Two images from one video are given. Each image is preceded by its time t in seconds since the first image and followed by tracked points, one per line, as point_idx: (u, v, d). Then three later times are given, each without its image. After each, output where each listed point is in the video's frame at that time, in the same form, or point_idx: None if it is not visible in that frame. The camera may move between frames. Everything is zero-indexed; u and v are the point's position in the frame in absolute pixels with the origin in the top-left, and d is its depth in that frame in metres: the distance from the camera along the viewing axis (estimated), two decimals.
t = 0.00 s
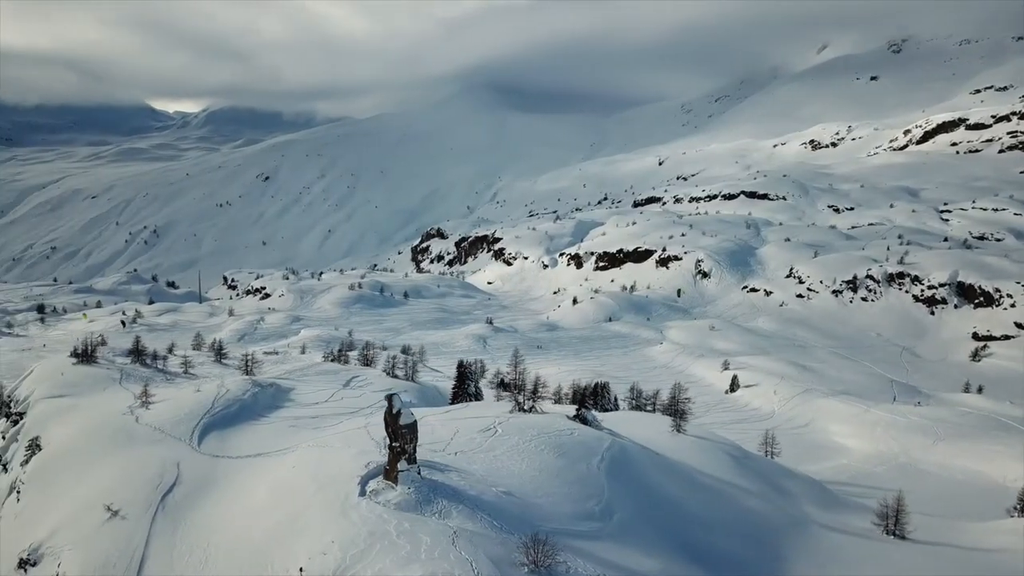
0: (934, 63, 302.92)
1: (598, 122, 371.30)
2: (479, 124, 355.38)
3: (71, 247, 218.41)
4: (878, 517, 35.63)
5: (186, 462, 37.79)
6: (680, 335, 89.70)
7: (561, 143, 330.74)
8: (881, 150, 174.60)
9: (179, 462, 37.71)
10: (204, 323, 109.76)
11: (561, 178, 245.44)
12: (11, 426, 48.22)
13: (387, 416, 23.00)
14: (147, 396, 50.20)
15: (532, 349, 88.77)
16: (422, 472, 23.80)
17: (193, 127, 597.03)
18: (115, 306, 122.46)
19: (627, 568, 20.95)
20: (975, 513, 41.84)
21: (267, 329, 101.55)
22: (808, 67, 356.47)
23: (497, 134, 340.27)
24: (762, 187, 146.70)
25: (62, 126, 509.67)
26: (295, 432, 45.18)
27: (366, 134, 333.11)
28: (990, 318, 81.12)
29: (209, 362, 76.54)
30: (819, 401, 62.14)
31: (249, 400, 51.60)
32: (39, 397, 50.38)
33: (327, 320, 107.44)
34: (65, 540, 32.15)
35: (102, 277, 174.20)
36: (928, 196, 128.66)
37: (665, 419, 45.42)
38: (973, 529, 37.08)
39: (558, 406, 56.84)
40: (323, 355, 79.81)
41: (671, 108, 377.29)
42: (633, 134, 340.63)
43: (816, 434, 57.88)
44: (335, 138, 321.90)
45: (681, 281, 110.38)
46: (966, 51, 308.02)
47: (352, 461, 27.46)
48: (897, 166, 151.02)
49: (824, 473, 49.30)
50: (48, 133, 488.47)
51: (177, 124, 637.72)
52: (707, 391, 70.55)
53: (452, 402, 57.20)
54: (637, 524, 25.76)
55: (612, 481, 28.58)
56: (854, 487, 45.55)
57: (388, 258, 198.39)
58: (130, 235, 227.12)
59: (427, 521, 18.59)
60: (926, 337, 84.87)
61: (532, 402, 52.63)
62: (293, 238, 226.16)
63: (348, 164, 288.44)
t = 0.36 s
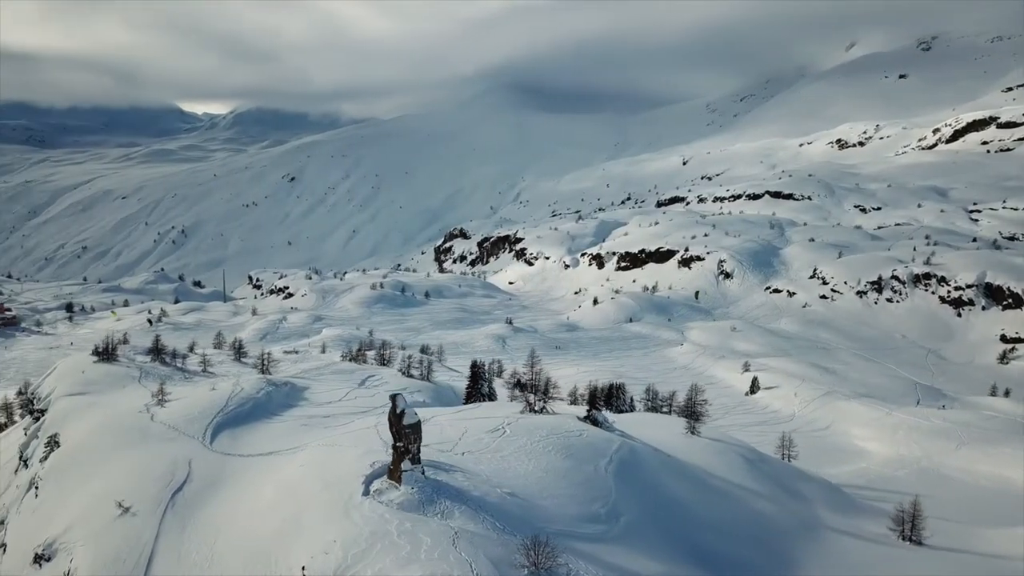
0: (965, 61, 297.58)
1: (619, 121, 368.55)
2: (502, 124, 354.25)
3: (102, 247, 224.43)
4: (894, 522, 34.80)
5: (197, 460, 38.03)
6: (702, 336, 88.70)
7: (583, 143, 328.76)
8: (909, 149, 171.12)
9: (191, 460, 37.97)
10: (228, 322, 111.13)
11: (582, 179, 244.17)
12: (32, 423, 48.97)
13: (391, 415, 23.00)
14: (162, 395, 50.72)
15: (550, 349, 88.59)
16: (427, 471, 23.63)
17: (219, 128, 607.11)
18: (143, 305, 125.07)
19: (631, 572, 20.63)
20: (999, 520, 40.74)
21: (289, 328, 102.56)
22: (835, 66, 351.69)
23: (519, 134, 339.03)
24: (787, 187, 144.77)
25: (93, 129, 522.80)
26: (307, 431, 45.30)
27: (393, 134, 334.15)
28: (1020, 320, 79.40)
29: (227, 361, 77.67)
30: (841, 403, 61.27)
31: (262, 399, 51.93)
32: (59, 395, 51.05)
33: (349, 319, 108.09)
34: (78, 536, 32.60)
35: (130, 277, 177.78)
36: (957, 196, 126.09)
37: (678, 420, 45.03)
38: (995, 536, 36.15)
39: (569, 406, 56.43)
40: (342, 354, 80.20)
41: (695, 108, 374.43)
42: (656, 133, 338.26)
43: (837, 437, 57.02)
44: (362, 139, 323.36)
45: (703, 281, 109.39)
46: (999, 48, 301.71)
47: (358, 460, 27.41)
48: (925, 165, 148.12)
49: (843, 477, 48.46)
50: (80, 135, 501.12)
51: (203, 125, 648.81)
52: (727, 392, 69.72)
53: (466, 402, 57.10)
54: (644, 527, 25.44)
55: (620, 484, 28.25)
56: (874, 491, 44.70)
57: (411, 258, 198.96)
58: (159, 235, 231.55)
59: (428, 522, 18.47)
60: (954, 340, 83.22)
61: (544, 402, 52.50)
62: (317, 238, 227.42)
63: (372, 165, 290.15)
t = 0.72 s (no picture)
0: (998, 58, 290.74)
1: (640, 120, 365.48)
2: (525, 124, 353.06)
3: (133, 246, 230.01)
4: (910, 526, 34.01)
5: (209, 458, 38.25)
6: (722, 338, 87.92)
7: (604, 143, 326.24)
8: (937, 148, 167.51)
9: (202, 458, 38.20)
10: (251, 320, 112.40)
11: (603, 179, 242.73)
12: (53, 420, 49.87)
13: (395, 415, 22.88)
14: (178, 393, 51.24)
15: (570, 350, 88.30)
16: (431, 471, 23.55)
17: (243, 129, 616.40)
18: (167, 304, 127.27)
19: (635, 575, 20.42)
20: None
21: (310, 327, 103.43)
22: (862, 65, 346.36)
23: (540, 134, 337.64)
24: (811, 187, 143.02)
25: (122, 130, 534.95)
26: (318, 429, 45.48)
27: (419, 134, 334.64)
28: None
29: (246, 360, 78.42)
30: (863, 405, 60.39)
31: (276, 398, 52.23)
32: (79, 392, 51.84)
33: (370, 319, 108.70)
34: (91, 532, 33.05)
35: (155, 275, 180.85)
36: (987, 195, 123.12)
37: (687, 421, 44.71)
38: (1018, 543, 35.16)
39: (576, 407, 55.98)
40: (359, 354, 80.61)
41: (719, 108, 370.88)
42: (679, 133, 335.23)
43: (857, 441, 56.11)
44: (388, 139, 323.99)
45: (725, 281, 108.62)
46: None
47: (366, 460, 27.41)
48: (954, 164, 145.01)
49: (862, 480, 47.65)
50: (109, 136, 512.68)
51: (226, 126, 659.01)
52: (746, 394, 69.03)
53: (478, 402, 57.15)
54: (651, 530, 25.12)
55: (629, 486, 27.90)
56: (896, 496, 43.81)
57: (434, 258, 199.32)
58: (185, 235, 235.11)
59: (430, 522, 18.39)
60: (980, 342, 80.69)
61: (553, 403, 52.17)
62: (342, 239, 228.51)
63: (396, 165, 290.46)
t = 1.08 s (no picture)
0: None
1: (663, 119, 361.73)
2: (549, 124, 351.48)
3: (161, 246, 234.43)
4: (928, 532, 33.27)
5: (221, 456, 38.42)
6: (744, 338, 86.90)
7: (629, 142, 322.14)
8: (969, 146, 162.97)
9: (215, 455, 38.42)
10: (275, 319, 113.53)
11: (626, 179, 240.52)
12: (74, 417, 50.77)
13: (400, 415, 22.74)
14: (195, 390, 51.77)
15: (590, 350, 87.90)
16: (436, 471, 23.49)
17: (268, 129, 622.38)
18: (193, 303, 129.34)
19: None
20: None
21: (333, 326, 104.14)
22: (892, 62, 339.01)
23: (563, 133, 334.82)
24: (838, 186, 140.68)
25: (152, 130, 545.38)
26: (331, 428, 45.54)
27: (444, 134, 333.35)
28: None
29: (265, 358, 79.23)
30: (887, 408, 59.19)
31: (290, 396, 52.46)
32: (100, 390, 52.72)
33: (392, 318, 109.21)
34: (105, 528, 33.54)
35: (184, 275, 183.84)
36: (1021, 195, 119.86)
37: (703, 423, 44.22)
38: None
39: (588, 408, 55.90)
40: (379, 353, 81.23)
41: (745, 107, 366.03)
42: (704, 132, 331.23)
43: (879, 445, 55.09)
44: (413, 139, 323.57)
45: (748, 281, 106.79)
46: None
47: (373, 459, 27.45)
48: (986, 163, 141.43)
49: (883, 484, 46.79)
50: (136, 137, 522.90)
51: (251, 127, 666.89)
52: (766, 395, 68.19)
53: (493, 402, 57.08)
54: (659, 532, 24.92)
55: (638, 489, 27.56)
56: (917, 500, 43.00)
57: (458, 258, 199.34)
58: (214, 235, 237.85)
59: (434, 522, 18.33)
60: (1010, 344, 78.31)
61: (565, 403, 51.71)
62: (367, 238, 229.40)
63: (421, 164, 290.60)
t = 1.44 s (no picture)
0: None
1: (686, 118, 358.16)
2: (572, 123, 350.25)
3: (190, 245, 238.10)
4: (945, 538, 32.41)
5: (233, 454, 38.57)
6: (768, 339, 85.80)
7: (653, 142, 318.41)
8: (1002, 144, 157.40)
9: (227, 454, 38.64)
10: (298, 319, 114.50)
11: (651, 179, 238.13)
12: (95, 414, 51.63)
13: (405, 415, 22.79)
14: (211, 389, 52.27)
15: (610, 351, 87.46)
16: (441, 471, 23.40)
17: (293, 130, 628.73)
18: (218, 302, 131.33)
19: None
20: None
21: (355, 326, 104.94)
22: (923, 59, 331.47)
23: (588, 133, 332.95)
24: (866, 185, 138.43)
25: (180, 132, 555.05)
26: (344, 428, 45.58)
27: (469, 134, 332.38)
28: None
29: (285, 357, 80.10)
30: (910, 412, 58.01)
31: (305, 395, 52.72)
32: (119, 388, 53.62)
33: (413, 318, 109.63)
34: (119, 524, 34.00)
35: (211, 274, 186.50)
36: None
37: (720, 425, 43.51)
38: None
39: (599, 408, 56.06)
40: (398, 352, 81.67)
41: (770, 106, 361.09)
42: (729, 131, 327.51)
43: (903, 448, 54.02)
44: (438, 141, 323.60)
45: (773, 282, 105.50)
46: None
47: (379, 458, 27.45)
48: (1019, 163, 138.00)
49: (904, 488, 45.93)
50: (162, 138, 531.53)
51: (276, 129, 674.60)
52: (788, 397, 67.36)
53: (507, 402, 56.98)
54: (666, 535, 24.66)
55: (646, 491, 27.24)
56: (938, 505, 42.18)
57: (482, 258, 199.59)
58: (241, 235, 240.38)
59: (436, 522, 18.32)
60: None
61: (578, 404, 51.13)
62: (393, 238, 230.45)
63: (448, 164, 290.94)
